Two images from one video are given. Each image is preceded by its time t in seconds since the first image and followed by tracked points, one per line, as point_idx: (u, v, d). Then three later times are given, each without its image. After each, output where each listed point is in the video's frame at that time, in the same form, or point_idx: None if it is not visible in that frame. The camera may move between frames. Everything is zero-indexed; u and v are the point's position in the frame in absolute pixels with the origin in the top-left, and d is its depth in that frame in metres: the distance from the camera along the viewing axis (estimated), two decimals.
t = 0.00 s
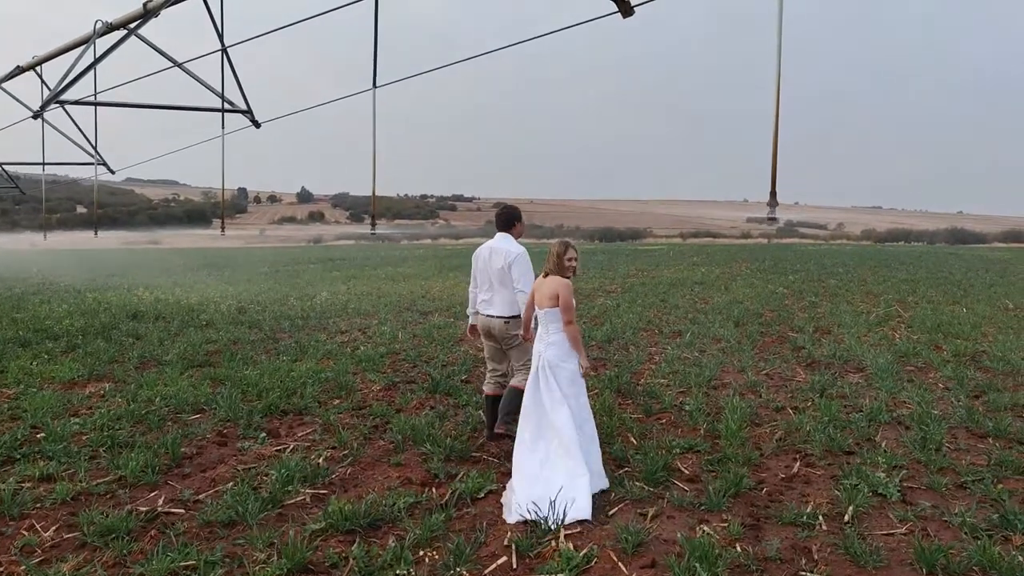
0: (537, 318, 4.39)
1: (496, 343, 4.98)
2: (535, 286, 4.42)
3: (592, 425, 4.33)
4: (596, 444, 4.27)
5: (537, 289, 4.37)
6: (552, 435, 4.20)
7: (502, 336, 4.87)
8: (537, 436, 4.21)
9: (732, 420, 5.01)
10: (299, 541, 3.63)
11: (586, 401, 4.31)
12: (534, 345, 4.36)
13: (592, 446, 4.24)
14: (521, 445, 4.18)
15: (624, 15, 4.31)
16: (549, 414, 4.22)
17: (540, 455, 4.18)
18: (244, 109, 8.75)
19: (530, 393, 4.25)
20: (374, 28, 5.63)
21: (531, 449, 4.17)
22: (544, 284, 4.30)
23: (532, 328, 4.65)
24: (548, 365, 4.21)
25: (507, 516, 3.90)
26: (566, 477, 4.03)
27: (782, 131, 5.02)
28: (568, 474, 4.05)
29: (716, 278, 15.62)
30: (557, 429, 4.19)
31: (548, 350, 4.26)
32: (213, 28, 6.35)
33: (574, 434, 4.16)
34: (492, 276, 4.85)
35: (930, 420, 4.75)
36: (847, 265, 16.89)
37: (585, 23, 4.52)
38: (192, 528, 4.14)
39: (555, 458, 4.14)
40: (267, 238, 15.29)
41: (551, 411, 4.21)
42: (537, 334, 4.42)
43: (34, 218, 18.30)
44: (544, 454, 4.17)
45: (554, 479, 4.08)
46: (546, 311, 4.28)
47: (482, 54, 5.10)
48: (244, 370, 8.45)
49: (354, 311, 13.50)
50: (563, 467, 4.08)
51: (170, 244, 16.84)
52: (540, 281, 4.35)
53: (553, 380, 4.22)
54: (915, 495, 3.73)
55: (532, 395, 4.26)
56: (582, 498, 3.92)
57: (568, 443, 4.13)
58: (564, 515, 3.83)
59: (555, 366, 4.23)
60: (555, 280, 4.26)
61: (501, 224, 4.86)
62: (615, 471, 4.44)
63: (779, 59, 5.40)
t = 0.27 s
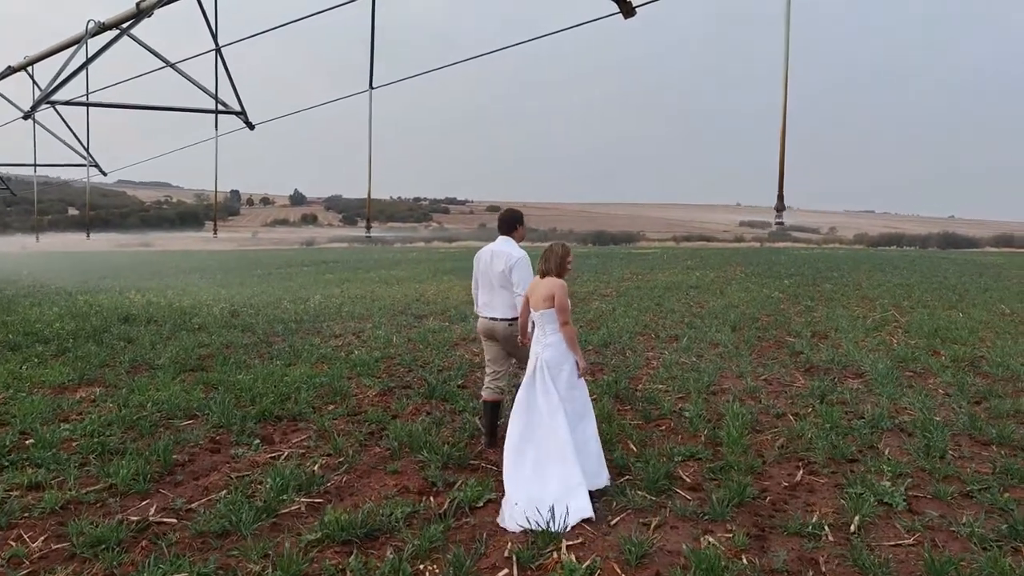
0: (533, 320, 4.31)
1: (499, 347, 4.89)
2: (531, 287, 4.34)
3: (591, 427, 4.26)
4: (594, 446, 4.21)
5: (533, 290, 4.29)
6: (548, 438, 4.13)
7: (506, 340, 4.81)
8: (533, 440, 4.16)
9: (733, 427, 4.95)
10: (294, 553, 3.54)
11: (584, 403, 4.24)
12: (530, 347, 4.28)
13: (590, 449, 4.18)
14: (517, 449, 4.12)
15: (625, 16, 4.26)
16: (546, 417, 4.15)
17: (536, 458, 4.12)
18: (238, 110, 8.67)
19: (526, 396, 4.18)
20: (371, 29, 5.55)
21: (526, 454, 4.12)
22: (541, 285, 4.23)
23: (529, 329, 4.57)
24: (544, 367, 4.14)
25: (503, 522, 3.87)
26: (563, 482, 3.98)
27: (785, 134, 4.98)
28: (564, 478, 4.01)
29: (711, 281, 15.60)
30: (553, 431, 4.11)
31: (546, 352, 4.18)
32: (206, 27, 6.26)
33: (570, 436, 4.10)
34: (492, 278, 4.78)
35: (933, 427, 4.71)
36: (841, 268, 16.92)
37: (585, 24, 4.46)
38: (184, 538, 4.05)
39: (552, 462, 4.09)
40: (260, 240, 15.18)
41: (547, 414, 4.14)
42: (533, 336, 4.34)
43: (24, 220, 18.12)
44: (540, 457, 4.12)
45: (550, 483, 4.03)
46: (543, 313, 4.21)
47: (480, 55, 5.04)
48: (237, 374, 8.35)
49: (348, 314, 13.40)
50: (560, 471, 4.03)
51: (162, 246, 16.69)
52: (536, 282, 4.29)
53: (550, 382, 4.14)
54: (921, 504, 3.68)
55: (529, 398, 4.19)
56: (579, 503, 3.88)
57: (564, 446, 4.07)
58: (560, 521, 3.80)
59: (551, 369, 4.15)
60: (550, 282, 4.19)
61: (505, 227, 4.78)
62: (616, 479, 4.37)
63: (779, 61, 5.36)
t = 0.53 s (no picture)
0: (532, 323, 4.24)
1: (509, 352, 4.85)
2: (530, 290, 4.27)
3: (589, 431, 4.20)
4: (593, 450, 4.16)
5: (533, 293, 4.22)
6: (548, 443, 4.05)
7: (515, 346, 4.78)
8: (532, 445, 4.07)
9: (733, 434, 4.90)
10: (290, 566, 3.46)
11: (584, 407, 4.19)
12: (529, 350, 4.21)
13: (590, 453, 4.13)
14: (517, 455, 4.04)
15: (626, 16, 4.21)
16: (546, 422, 4.07)
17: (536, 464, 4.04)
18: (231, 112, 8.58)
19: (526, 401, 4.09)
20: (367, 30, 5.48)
21: (526, 460, 4.04)
22: (542, 287, 4.17)
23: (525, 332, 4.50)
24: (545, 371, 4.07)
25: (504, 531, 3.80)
26: (564, 488, 3.93)
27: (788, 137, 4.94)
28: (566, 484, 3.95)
29: (706, 285, 15.59)
30: (554, 436, 4.04)
31: (546, 355, 4.12)
32: (200, 28, 6.18)
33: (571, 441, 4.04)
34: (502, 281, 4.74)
35: (935, 433, 4.68)
36: (833, 271, 16.96)
37: (584, 25, 4.41)
38: (176, 549, 3.95)
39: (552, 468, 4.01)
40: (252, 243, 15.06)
41: (548, 419, 4.06)
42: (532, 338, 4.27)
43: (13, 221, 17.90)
44: (540, 463, 4.04)
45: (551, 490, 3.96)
46: (544, 316, 4.14)
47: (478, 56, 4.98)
48: (229, 379, 8.24)
49: (341, 318, 13.30)
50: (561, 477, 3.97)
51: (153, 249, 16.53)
52: (536, 285, 4.22)
53: (551, 386, 4.07)
54: (926, 512, 3.64)
55: (529, 403, 4.10)
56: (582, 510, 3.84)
57: (565, 452, 4.00)
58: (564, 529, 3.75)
59: (552, 373, 4.09)
60: (552, 285, 4.14)
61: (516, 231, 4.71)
62: (616, 487, 4.32)
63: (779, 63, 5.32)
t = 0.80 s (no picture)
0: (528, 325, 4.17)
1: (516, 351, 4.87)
2: (526, 292, 4.20)
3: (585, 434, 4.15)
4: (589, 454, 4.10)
5: (529, 295, 4.16)
6: (545, 447, 3.99)
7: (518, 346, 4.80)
8: (528, 450, 4.01)
9: (731, 437, 4.85)
10: None
11: (580, 410, 4.13)
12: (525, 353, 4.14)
13: (586, 458, 4.08)
14: (513, 461, 3.97)
15: (623, 15, 4.15)
16: (543, 426, 4.01)
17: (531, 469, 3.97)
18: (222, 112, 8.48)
19: (522, 405, 4.02)
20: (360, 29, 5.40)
21: (522, 465, 3.97)
22: (539, 289, 4.10)
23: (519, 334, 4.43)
24: (542, 374, 4.00)
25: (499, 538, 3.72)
26: (561, 493, 3.86)
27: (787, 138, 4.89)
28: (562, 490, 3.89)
29: (699, 287, 15.58)
30: (551, 440, 3.98)
31: (543, 358, 4.05)
32: (190, 26, 6.08)
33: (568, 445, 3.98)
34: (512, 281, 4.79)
35: (934, 437, 4.65)
36: (825, 272, 17.00)
37: (581, 24, 4.35)
38: (166, 558, 3.86)
39: (549, 473, 3.95)
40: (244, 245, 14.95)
41: (545, 423, 3.99)
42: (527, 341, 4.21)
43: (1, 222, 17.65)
44: (537, 468, 3.97)
45: (547, 496, 3.90)
46: (541, 318, 4.08)
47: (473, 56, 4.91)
48: (220, 382, 8.13)
49: (333, 320, 13.19)
50: (558, 483, 3.90)
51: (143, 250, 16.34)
52: (532, 286, 4.17)
53: (548, 389, 4.01)
54: (928, 518, 3.62)
55: (524, 407, 4.03)
56: (580, 516, 3.78)
57: (562, 457, 3.93)
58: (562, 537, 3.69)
59: (548, 376, 4.02)
60: (550, 286, 4.08)
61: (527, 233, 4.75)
62: (613, 492, 4.26)
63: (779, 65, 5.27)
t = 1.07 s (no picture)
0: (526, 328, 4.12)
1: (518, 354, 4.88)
2: (523, 293, 4.13)
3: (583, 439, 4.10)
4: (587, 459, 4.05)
5: (527, 297, 4.09)
6: (542, 452, 3.96)
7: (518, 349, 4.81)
8: (525, 456, 3.97)
9: (729, 440, 4.78)
10: None
11: (579, 415, 4.07)
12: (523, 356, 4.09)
13: (584, 464, 4.02)
14: (509, 466, 3.94)
15: (619, 12, 4.08)
16: (540, 430, 3.97)
17: (528, 475, 3.94)
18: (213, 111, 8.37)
19: (519, 410, 3.97)
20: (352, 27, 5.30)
21: (518, 471, 3.94)
22: (537, 292, 4.04)
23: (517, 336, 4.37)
24: (540, 379, 3.95)
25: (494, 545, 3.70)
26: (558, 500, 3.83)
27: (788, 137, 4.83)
28: (559, 497, 3.85)
29: (692, 288, 15.54)
30: (548, 445, 3.94)
31: (541, 362, 4.00)
32: (180, 24, 5.97)
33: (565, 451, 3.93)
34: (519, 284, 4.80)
35: (932, 439, 4.61)
36: (819, 273, 17.01)
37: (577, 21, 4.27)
38: (151, 567, 3.76)
39: (546, 480, 3.91)
40: (235, 246, 14.83)
41: (542, 429, 3.96)
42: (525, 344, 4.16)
43: None
44: (533, 474, 3.94)
45: (544, 502, 3.87)
46: (539, 321, 4.03)
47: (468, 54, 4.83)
48: (209, 386, 8.01)
49: (325, 322, 13.08)
50: (554, 490, 3.86)
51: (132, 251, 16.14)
52: (529, 287, 4.10)
53: (545, 393, 3.96)
54: (929, 523, 3.57)
55: (522, 412, 3.99)
56: (576, 524, 3.73)
57: (559, 463, 3.90)
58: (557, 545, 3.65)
59: (546, 381, 3.97)
60: (547, 289, 4.02)
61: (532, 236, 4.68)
62: (609, 497, 4.18)
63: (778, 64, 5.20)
